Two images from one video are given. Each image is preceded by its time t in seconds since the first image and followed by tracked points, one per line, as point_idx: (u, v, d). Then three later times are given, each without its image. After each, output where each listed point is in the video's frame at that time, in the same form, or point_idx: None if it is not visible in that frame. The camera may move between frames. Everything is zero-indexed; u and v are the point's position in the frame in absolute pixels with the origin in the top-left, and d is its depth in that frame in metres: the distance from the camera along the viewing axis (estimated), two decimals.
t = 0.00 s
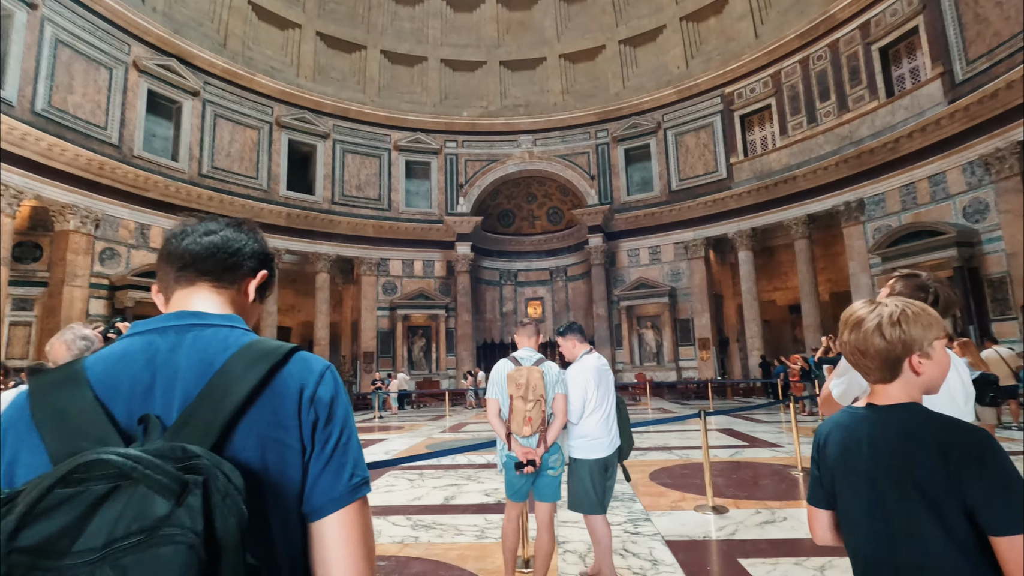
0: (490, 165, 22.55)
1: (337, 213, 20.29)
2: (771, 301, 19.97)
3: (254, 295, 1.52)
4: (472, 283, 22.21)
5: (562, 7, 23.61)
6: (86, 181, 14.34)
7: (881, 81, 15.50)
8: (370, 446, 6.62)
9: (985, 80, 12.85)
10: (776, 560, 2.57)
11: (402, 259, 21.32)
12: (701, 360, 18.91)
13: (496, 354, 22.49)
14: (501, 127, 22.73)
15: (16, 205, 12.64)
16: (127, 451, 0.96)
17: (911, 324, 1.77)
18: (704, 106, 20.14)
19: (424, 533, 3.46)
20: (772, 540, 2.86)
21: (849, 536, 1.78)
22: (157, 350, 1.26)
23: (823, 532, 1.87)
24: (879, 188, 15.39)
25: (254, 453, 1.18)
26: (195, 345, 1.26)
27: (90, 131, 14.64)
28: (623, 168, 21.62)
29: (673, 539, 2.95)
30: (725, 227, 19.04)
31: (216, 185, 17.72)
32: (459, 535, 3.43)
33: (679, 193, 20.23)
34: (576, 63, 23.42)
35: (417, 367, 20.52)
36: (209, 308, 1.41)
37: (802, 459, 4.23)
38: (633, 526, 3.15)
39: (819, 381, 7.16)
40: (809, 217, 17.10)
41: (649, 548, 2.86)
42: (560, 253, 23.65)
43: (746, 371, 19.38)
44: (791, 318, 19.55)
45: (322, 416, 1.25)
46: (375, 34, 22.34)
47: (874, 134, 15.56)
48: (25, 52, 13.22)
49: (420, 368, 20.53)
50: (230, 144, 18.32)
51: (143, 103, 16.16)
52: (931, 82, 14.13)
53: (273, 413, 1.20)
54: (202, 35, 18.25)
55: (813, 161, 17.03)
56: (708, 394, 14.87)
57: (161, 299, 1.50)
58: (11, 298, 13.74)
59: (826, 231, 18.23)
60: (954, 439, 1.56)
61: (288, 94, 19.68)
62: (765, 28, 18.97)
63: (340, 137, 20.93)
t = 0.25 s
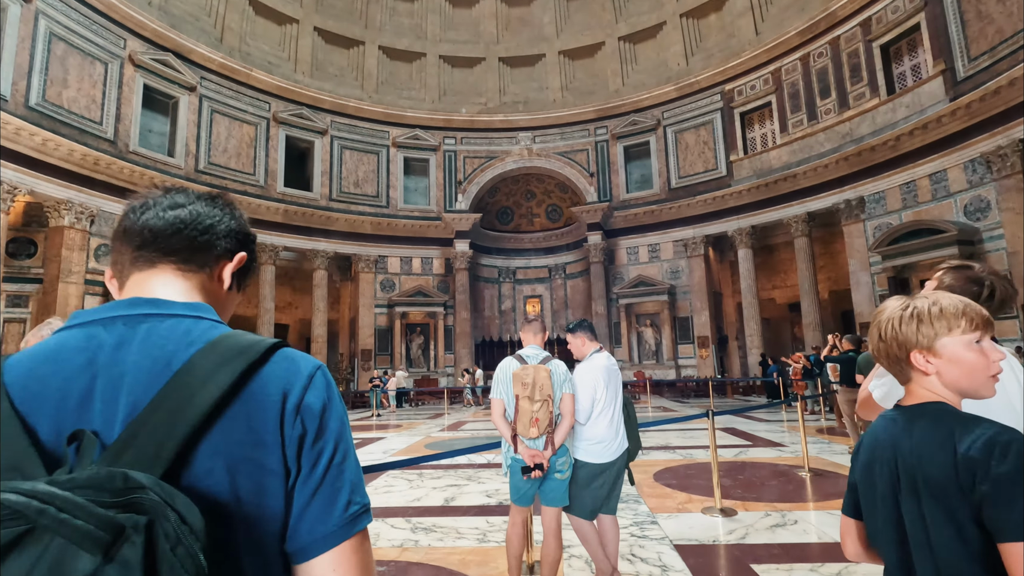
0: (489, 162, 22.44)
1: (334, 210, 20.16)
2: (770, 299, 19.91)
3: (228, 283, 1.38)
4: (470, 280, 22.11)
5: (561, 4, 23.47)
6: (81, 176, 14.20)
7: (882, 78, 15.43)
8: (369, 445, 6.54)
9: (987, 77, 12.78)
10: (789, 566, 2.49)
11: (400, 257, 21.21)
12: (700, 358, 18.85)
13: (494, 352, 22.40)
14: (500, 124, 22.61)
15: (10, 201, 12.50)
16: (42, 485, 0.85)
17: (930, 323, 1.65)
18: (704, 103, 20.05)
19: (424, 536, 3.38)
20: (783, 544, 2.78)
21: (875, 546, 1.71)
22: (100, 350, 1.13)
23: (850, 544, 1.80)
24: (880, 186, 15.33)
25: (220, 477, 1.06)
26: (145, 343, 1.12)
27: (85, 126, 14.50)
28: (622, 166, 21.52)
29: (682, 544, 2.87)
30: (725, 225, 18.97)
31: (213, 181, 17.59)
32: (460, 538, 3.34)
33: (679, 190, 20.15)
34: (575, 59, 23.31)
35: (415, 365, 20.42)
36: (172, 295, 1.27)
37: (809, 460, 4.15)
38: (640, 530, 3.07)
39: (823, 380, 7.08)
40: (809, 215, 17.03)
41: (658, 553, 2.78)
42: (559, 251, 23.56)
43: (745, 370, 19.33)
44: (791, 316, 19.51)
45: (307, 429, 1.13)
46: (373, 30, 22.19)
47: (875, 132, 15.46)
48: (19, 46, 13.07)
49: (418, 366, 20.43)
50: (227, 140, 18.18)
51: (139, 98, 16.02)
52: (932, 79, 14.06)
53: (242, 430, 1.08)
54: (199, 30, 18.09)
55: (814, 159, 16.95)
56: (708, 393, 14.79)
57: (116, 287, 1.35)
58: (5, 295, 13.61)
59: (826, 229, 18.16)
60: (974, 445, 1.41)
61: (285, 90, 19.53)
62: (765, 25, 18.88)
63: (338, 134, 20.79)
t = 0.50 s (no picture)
0: (486, 159, 22.32)
1: (331, 207, 20.03)
2: (768, 297, 19.88)
3: (160, 243, 1.15)
4: (468, 277, 22.02)
5: None
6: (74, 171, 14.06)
7: (881, 75, 15.38)
8: (365, 442, 6.45)
9: (986, 74, 12.73)
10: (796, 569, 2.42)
11: (398, 253, 21.10)
12: (698, 356, 18.83)
13: (492, 349, 22.32)
14: (498, 121, 22.50)
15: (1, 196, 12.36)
16: None
17: (959, 307, 1.54)
18: (702, 101, 19.97)
19: (419, 537, 3.30)
20: (789, 546, 2.70)
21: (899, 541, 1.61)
22: None
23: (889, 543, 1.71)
24: (878, 183, 15.28)
25: (107, 495, 0.83)
26: (12, 309, 0.86)
27: (78, 120, 14.36)
28: (620, 163, 21.44)
29: (685, 545, 2.79)
30: (723, 223, 18.92)
31: (208, 176, 17.44)
32: (455, 539, 3.26)
33: (677, 188, 20.08)
34: (574, 56, 23.20)
35: (411, 363, 20.34)
36: (84, 252, 1.05)
37: (812, 459, 4.08)
38: (642, 531, 2.99)
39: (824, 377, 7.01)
40: (807, 213, 16.99)
41: (660, 555, 2.69)
42: (557, 248, 23.49)
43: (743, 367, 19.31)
44: (789, 315, 19.48)
45: (235, 428, 0.93)
46: (371, 25, 22.04)
47: (874, 129, 15.44)
48: (11, 39, 12.91)
49: (414, 363, 20.35)
50: (223, 135, 18.03)
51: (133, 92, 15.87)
52: (931, 76, 14.01)
53: (145, 427, 0.87)
54: (194, 23, 17.92)
55: (812, 156, 16.90)
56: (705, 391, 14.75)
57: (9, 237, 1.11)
58: None
59: (825, 227, 18.12)
60: (980, 435, 1.29)
61: (282, 85, 19.39)
62: (764, 22, 18.80)
63: (334, 129, 20.65)
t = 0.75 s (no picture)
0: (482, 157, 22.20)
1: (325, 204, 19.87)
2: (764, 296, 19.85)
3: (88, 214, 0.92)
4: (463, 276, 21.89)
5: None
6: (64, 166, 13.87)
7: (878, 74, 15.35)
8: (355, 442, 6.35)
9: (983, 73, 12.71)
10: None
11: (392, 252, 20.97)
12: (693, 355, 18.77)
13: (487, 348, 22.20)
14: (494, 118, 22.38)
15: None
16: None
17: None
18: (699, 99, 19.91)
19: (404, 544, 3.19)
20: (789, 553, 2.61)
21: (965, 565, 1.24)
22: None
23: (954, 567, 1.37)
24: (874, 183, 15.25)
25: None
26: None
27: (67, 115, 14.15)
28: (616, 162, 21.35)
29: (681, 552, 2.69)
30: (719, 222, 18.87)
31: (201, 173, 17.26)
32: (442, 546, 3.15)
33: (673, 187, 20.02)
34: (570, 54, 23.09)
35: (405, 362, 20.22)
36: None
37: (811, 460, 4.00)
38: (636, 537, 2.89)
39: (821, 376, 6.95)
40: (803, 212, 16.96)
41: (655, 562, 2.59)
42: (552, 247, 23.40)
43: (738, 367, 19.28)
44: (784, 314, 19.46)
45: None
46: (366, 21, 21.88)
47: (870, 128, 15.43)
48: None
49: (409, 362, 20.23)
50: (216, 131, 17.85)
51: (124, 87, 15.68)
52: (928, 75, 13.99)
53: None
54: (186, 18, 17.72)
55: (808, 155, 16.86)
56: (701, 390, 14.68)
57: None
58: None
59: (820, 226, 18.11)
60: None
61: (275, 81, 19.21)
62: (761, 20, 18.75)
63: (329, 126, 20.48)
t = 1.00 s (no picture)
0: (476, 156, 22.08)
1: (318, 203, 19.70)
2: (758, 296, 19.83)
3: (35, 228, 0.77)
4: (457, 276, 21.76)
5: None
6: (50, 164, 13.64)
7: (872, 74, 15.34)
8: (343, 445, 6.21)
9: (977, 74, 12.70)
10: None
11: (386, 251, 20.82)
12: (688, 355, 18.74)
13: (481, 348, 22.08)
14: (488, 117, 22.26)
15: None
16: None
17: None
18: (694, 99, 19.87)
19: (383, 556, 3.05)
20: (787, 565, 2.50)
21: None
22: None
23: None
24: (869, 183, 15.23)
25: None
26: None
27: (54, 111, 13.93)
28: (611, 161, 21.28)
29: (675, 564, 2.58)
30: (714, 222, 18.83)
31: (191, 171, 17.06)
32: (424, 559, 3.01)
33: (668, 186, 19.97)
34: (565, 53, 23.00)
35: (399, 362, 20.09)
36: None
37: (809, 464, 3.90)
38: (628, 547, 2.77)
39: (817, 377, 6.87)
40: (798, 212, 16.93)
41: None
42: (547, 247, 23.31)
43: (733, 367, 19.25)
44: (779, 314, 19.44)
45: None
46: (359, 18, 21.71)
47: (864, 128, 15.41)
48: None
49: (402, 362, 20.10)
50: (206, 129, 17.65)
51: (113, 84, 15.46)
52: (922, 75, 13.99)
53: None
54: (177, 14, 17.50)
55: (803, 155, 16.83)
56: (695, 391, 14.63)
57: None
58: None
59: (815, 226, 18.10)
60: None
61: (267, 79, 19.01)
62: (756, 20, 18.71)
63: (321, 124, 20.30)
